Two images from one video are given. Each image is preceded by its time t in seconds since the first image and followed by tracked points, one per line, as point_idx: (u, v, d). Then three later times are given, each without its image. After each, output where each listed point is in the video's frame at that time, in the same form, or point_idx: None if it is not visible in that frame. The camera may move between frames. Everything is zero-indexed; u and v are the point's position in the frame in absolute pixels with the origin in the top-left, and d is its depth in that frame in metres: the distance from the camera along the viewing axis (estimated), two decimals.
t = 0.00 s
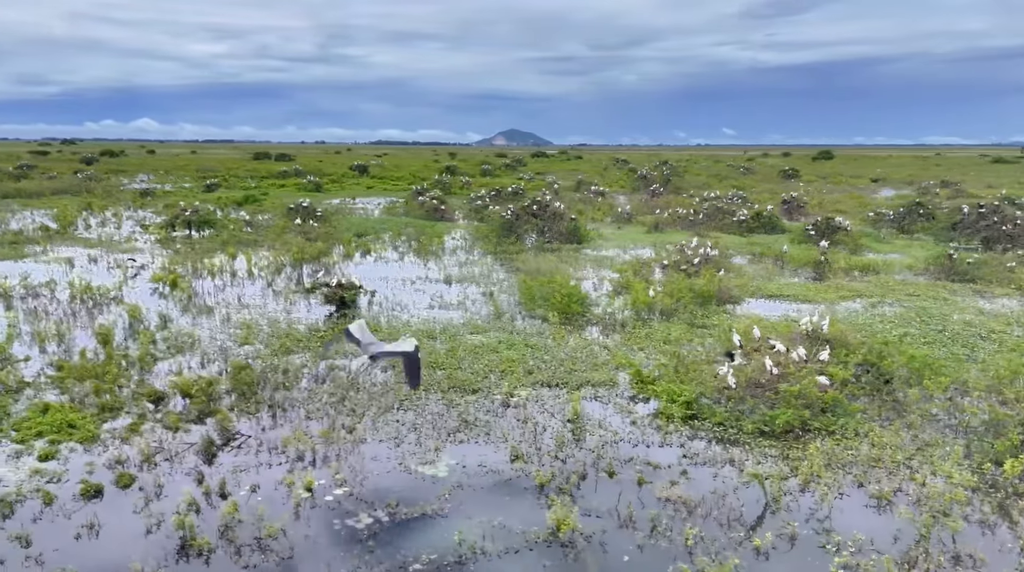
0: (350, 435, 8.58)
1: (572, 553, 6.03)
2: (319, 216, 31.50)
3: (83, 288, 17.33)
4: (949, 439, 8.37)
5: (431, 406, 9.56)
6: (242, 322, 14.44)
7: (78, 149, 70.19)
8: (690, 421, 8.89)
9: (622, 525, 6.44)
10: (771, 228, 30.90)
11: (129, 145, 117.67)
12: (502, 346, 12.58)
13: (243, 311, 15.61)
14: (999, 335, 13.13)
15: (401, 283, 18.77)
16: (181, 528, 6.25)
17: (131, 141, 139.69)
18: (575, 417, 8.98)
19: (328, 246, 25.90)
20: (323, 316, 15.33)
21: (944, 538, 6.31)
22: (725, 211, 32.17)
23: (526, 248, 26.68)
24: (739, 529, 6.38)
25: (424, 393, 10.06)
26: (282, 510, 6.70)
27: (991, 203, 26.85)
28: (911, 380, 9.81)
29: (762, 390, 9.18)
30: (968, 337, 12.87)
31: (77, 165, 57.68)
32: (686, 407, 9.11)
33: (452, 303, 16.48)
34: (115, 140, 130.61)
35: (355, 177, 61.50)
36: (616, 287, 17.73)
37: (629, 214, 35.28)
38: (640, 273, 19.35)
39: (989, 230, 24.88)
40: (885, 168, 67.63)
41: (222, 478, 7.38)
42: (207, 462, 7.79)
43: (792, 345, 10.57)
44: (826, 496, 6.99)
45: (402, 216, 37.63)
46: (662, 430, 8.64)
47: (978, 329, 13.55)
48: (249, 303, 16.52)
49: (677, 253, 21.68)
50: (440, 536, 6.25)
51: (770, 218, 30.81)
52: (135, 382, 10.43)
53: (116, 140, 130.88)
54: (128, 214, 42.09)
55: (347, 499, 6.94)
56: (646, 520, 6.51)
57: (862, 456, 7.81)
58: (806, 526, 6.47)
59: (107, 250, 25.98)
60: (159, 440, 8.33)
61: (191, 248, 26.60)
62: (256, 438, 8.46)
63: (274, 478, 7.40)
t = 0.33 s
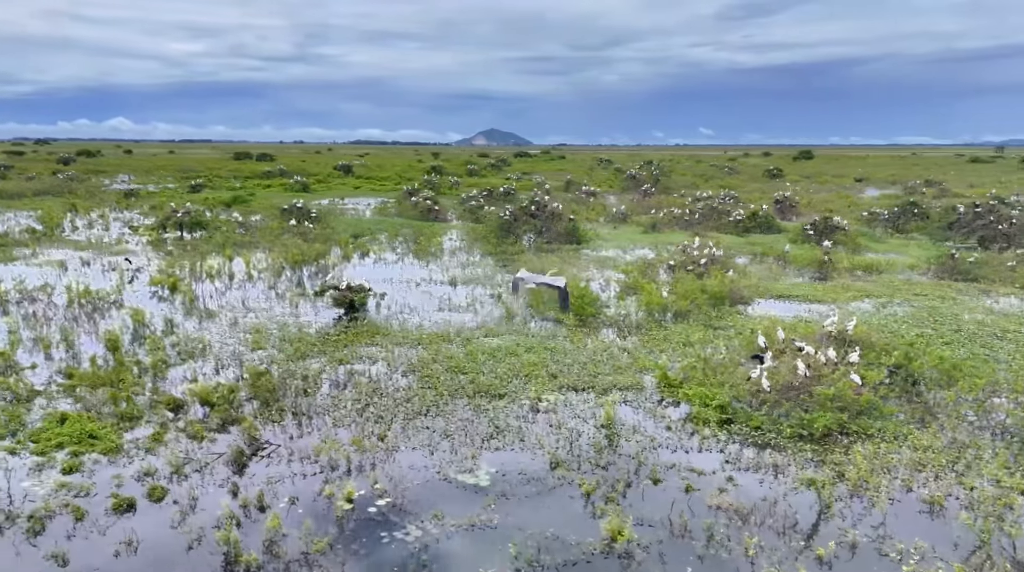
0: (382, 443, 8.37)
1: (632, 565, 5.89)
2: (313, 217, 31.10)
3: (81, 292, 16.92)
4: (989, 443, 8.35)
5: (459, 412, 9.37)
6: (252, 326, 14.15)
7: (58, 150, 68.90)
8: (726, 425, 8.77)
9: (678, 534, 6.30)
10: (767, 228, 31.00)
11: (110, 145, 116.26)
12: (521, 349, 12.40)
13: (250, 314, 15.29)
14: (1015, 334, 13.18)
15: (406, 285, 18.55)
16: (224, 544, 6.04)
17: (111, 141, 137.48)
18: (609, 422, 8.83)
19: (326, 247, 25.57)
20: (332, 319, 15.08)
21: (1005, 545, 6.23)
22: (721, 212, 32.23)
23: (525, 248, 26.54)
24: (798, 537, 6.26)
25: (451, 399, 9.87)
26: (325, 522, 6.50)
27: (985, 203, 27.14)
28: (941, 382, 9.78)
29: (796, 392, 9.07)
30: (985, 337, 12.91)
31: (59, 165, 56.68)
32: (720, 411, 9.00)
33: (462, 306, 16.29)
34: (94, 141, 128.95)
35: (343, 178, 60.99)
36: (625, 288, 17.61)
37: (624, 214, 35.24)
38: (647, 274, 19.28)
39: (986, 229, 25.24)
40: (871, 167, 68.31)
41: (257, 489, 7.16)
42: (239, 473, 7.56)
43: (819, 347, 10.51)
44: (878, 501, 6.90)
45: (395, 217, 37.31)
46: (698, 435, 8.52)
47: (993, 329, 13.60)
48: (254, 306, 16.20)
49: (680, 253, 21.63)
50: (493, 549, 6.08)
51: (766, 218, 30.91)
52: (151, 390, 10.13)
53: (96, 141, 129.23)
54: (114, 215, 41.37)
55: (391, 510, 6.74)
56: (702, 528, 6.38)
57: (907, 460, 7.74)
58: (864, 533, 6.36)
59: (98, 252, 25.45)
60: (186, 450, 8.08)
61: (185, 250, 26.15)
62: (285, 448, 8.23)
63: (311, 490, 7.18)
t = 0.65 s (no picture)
0: (416, 451, 8.17)
1: None
2: (308, 217, 30.71)
3: (79, 296, 16.51)
4: None
5: (489, 418, 9.18)
6: (260, 330, 13.86)
7: (39, 150, 67.80)
8: (762, 429, 8.67)
9: (736, 544, 6.17)
10: (764, 228, 31.08)
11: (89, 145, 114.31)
12: (540, 352, 12.23)
13: (257, 318, 14.98)
14: None
15: (412, 287, 18.31)
16: (272, 561, 5.83)
17: (91, 140, 135.53)
18: (644, 427, 8.70)
19: (323, 249, 25.24)
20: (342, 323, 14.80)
21: None
22: (717, 212, 32.30)
23: (524, 249, 26.40)
24: (858, 545, 6.16)
25: (478, 404, 9.68)
26: (372, 536, 6.30)
27: (980, 203, 27.37)
28: (971, 383, 9.74)
29: (832, 395, 8.97)
30: (1001, 336, 12.94)
31: (40, 166, 55.64)
32: (755, 415, 8.89)
33: (472, 308, 16.09)
34: (73, 141, 126.94)
35: (331, 178, 60.48)
36: (634, 289, 17.49)
37: (619, 215, 35.20)
38: (653, 275, 19.19)
39: (982, 228, 25.57)
40: (857, 167, 68.89)
41: (295, 501, 6.95)
42: (273, 485, 7.34)
43: (847, 348, 10.42)
44: (931, 506, 6.81)
45: (389, 217, 37.00)
46: (736, 441, 8.41)
47: (1006, 328, 13.65)
48: (259, 310, 15.88)
49: (684, 253, 21.58)
50: (551, 563, 5.93)
51: (762, 218, 30.99)
52: (169, 398, 9.85)
53: (74, 141, 127.22)
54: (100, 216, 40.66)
55: (438, 522, 6.54)
56: (760, 536, 6.26)
57: (951, 464, 7.67)
58: (923, 539, 6.27)
59: (89, 254, 24.92)
60: (215, 461, 7.83)
61: (179, 252, 25.71)
62: (316, 457, 8.01)
63: (352, 501, 6.96)
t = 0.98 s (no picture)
0: (452, 458, 7.99)
1: None
2: (303, 217, 30.34)
3: (79, 300, 16.13)
4: None
5: (521, 423, 9.02)
6: (271, 334, 13.60)
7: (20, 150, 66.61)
8: (799, 432, 8.59)
9: (796, 553, 6.06)
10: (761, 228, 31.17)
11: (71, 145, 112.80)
12: (560, 354, 12.09)
13: (266, 321, 14.69)
14: None
15: (418, 289, 18.11)
16: None
17: (72, 140, 133.52)
18: (680, 432, 8.57)
19: (321, 250, 24.96)
20: (353, 326, 14.57)
21: None
22: (713, 211, 32.38)
23: (524, 250, 26.27)
24: (919, 554, 6.08)
25: (506, 409, 9.52)
26: (422, 548, 6.13)
27: (976, 202, 27.65)
28: (1001, 384, 9.74)
29: (867, 397, 8.91)
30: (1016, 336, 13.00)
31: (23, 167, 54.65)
32: (790, 418, 8.82)
33: (482, 310, 15.93)
34: (53, 141, 125.17)
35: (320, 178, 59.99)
36: (643, 290, 17.40)
37: (615, 215, 35.16)
38: (659, 275, 19.12)
39: (981, 228, 25.94)
40: (844, 167, 69.48)
41: (336, 513, 6.75)
42: (310, 496, 7.13)
43: (874, 349, 10.39)
44: (983, 513, 6.76)
45: (383, 218, 36.70)
46: (775, 444, 8.32)
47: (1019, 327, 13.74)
48: (266, 313, 15.59)
49: (688, 254, 21.56)
50: None
51: (759, 217, 31.08)
52: (188, 406, 9.59)
53: (55, 141, 125.48)
54: (87, 218, 39.97)
55: (486, 532, 6.38)
56: (818, 545, 6.15)
57: (995, 468, 7.64)
58: (982, 547, 6.21)
59: (81, 256, 24.42)
60: (246, 472, 7.62)
61: (175, 255, 25.30)
62: (350, 466, 7.81)
63: (395, 512, 6.79)
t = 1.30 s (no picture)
0: (493, 465, 7.80)
1: None
2: (299, 218, 29.95)
3: (81, 304, 15.73)
4: None
5: (556, 428, 8.84)
6: (283, 338, 13.33)
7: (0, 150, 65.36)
8: (840, 436, 8.50)
9: (861, 562, 5.95)
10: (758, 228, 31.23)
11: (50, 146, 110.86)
12: (582, 357, 11.93)
13: (276, 325, 14.40)
14: None
15: (425, 290, 17.92)
16: None
17: (51, 140, 131.09)
18: (719, 436, 8.44)
19: (320, 252, 24.66)
20: (365, 330, 14.33)
21: None
22: (710, 211, 32.43)
23: (524, 251, 26.13)
24: (986, 562, 5.99)
25: (537, 414, 9.34)
26: (479, 563, 5.95)
27: (972, 202, 27.93)
28: None
29: (905, 399, 8.83)
30: None
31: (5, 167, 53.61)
32: (827, 421, 8.73)
33: (494, 312, 15.76)
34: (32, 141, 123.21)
35: (309, 179, 59.46)
36: (653, 291, 17.31)
37: (611, 215, 35.12)
38: (666, 276, 19.06)
39: (978, 228, 26.16)
40: (831, 167, 70.01)
41: (384, 525, 6.54)
42: (353, 507, 6.91)
43: (902, 350, 10.35)
44: None
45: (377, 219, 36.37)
46: (817, 448, 8.21)
47: None
48: (275, 316, 15.29)
49: (692, 255, 21.55)
50: None
51: (756, 217, 31.14)
52: (211, 414, 9.32)
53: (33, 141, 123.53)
54: (73, 219, 39.24)
55: (542, 544, 6.20)
56: (883, 553, 6.06)
57: None
58: None
59: (74, 259, 23.90)
60: (283, 482, 7.38)
61: (170, 257, 24.87)
62: (388, 475, 7.59)
63: (443, 523, 6.59)
